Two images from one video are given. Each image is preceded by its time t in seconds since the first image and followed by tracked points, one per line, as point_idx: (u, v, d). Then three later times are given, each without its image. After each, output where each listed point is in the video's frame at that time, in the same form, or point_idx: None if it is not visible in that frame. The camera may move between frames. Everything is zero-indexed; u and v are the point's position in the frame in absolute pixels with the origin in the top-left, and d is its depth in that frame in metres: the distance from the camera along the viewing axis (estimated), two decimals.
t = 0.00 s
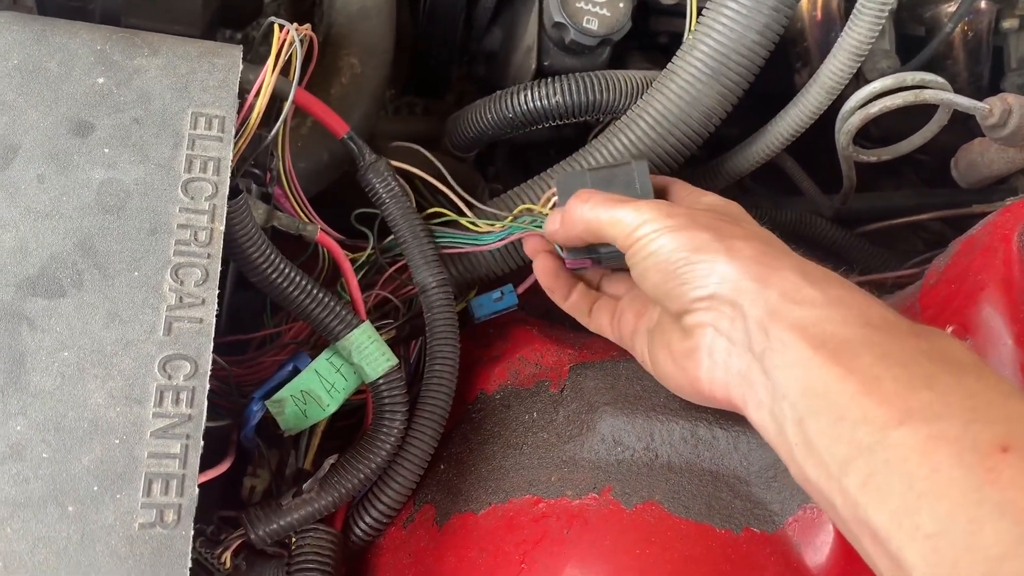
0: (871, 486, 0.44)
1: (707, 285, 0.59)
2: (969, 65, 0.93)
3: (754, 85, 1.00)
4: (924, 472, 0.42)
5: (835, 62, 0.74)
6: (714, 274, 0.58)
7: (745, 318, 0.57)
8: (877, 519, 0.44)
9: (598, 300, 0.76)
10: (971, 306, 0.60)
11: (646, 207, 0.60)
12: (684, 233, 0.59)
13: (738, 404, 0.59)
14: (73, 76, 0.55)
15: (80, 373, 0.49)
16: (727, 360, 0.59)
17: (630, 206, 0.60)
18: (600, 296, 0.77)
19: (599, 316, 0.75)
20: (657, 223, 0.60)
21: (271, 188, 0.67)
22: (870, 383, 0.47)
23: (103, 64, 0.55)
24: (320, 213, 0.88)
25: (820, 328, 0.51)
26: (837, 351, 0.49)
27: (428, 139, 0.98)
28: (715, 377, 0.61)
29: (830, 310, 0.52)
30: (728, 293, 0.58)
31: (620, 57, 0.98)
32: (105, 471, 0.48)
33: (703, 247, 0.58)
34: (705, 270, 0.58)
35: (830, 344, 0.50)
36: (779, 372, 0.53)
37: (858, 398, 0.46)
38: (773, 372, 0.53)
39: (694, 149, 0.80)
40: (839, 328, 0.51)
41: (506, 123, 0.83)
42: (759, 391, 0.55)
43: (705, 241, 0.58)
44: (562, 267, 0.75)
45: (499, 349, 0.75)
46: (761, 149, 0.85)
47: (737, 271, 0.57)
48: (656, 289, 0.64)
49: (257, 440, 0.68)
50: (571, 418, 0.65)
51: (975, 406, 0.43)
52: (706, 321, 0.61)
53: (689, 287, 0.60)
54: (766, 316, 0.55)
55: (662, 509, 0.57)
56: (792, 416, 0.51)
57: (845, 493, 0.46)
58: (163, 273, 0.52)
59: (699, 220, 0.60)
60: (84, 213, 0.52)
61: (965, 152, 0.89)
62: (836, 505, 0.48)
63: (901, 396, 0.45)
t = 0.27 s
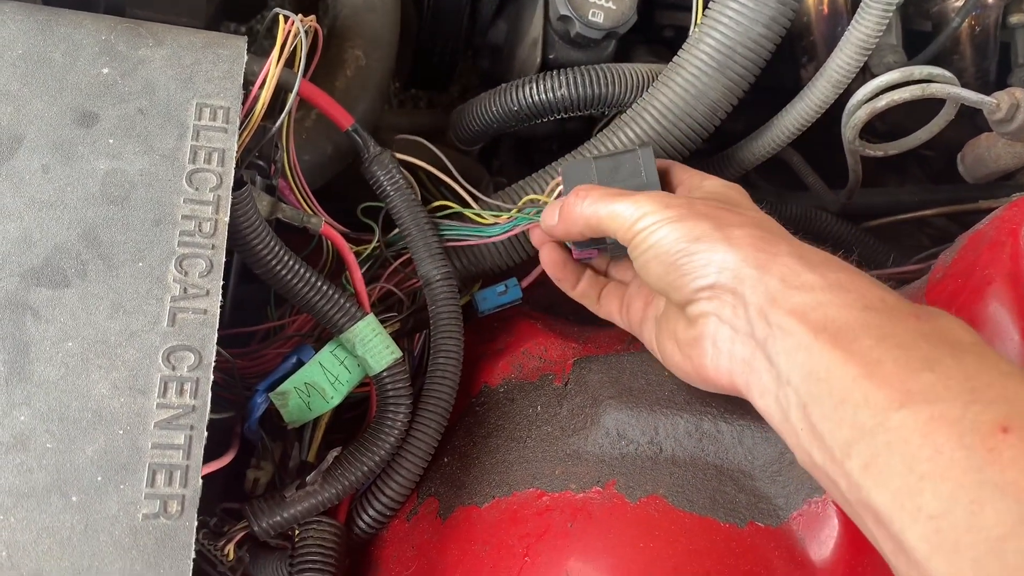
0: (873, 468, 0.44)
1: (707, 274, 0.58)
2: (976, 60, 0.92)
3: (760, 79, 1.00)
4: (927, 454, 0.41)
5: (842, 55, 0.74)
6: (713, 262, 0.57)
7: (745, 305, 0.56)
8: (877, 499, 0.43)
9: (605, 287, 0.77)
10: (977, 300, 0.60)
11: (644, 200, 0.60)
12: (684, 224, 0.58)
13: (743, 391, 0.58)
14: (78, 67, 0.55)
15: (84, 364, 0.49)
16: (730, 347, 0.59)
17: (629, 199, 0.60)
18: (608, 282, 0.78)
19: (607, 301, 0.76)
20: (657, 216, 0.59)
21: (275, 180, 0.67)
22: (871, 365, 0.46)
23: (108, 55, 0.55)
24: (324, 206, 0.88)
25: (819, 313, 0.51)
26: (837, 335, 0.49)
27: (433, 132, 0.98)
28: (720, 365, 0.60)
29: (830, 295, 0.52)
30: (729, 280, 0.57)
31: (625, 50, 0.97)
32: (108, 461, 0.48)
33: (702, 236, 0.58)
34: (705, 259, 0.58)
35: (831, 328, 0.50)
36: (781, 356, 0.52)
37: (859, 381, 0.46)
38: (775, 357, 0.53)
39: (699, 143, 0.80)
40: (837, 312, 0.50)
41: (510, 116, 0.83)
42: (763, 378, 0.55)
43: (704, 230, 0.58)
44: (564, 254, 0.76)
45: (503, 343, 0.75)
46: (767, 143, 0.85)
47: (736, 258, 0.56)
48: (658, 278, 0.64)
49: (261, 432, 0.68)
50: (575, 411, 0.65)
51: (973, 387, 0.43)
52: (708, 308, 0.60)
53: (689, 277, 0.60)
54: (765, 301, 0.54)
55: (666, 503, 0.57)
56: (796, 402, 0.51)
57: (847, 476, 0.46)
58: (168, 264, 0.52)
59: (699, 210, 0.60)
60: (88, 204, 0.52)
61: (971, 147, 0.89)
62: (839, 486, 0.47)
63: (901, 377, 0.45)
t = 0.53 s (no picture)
0: (874, 464, 0.44)
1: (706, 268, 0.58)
2: (976, 59, 0.92)
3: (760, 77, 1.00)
4: (924, 450, 0.42)
5: (841, 54, 0.74)
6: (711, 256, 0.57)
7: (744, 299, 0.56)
8: (878, 495, 0.44)
9: (607, 280, 0.78)
10: (974, 298, 0.60)
11: (643, 196, 0.60)
12: (682, 219, 0.58)
13: (746, 386, 0.59)
14: (79, 61, 0.55)
15: (83, 356, 0.49)
16: (733, 343, 0.59)
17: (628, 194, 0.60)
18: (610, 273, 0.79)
19: (609, 293, 0.78)
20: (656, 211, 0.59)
21: (275, 176, 0.67)
22: (871, 360, 0.46)
23: (109, 49, 0.55)
24: (323, 202, 0.88)
25: (817, 307, 0.51)
26: (835, 330, 0.49)
27: (433, 129, 0.98)
28: (723, 360, 0.61)
29: (824, 288, 0.51)
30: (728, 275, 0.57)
31: (626, 48, 0.97)
32: (107, 454, 0.48)
33: (700, 232, 0.58)
34: (703, 253, 0.58)
35: (828, 323, 0.50)
36: (781, 351, 0.52)
37: (858, 377, 0.46)
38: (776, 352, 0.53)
39: (698, 140, 0.80)
40: (833, 307, 0.50)
41: (510, 113, 0.83)
42: (765, 372, 0.56)
43: (701, 225, 0.58)
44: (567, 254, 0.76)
45: (502, 339, 0.75)
46: (766, 141, 0.85)
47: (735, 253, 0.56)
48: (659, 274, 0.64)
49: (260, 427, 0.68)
50: (573, 407, 0.66)
51: (971, 379, 0.43)
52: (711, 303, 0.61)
53: (688, 272, 0.60)
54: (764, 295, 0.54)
55: (663, 499, 0.57)
56: (797, 397, 0.51)
57: (849, 471, 0.46)
58: (167, 258, 0.52)
59: (696, 204, 0.59)
60: (88, 197, 0.52)
61: (971, 146, 0.89)
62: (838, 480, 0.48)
63: (899, 372, 0.45)
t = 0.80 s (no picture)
0: (914, 481, 0.44)
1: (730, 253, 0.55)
2: (978, 63, 0.93)
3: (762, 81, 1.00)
4: (967, 473, 0.41)
5: (844, 58, 0.74)
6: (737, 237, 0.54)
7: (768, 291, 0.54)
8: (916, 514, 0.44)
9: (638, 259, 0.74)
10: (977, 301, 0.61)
11: (677, 155, 0.57)
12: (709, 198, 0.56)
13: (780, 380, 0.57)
14: (89, 62, 0.55)
15: (93, 356, 0.50)
16: (766, 339, 0.57)
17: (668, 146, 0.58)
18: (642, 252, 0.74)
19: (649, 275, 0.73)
20: (685, 180, 0.57)
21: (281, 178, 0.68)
22: (907, 369, 0.45)
23: (118, 51, 0.56)
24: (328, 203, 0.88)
25: (848, 299, 0.48)
26: (867, 332, 0.47)
27: (437, 131, 0.98)
28: (757, 355, 0.59)
29: (853, 281, 0.49)
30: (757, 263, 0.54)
31: (630, 51, 0.98)
32: (117, 453, 0.49)
33: (725, 212, 0.55)
34: (727, 234, 0.55)
35: (860, 323, 0.47)
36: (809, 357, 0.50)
37: (895, 388, 0.45)
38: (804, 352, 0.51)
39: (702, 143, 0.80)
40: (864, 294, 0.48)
41: (515, 115, 0.84)
42: (800, 371, 0.53)
43: (727, 204, 0.55)
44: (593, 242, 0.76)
45: (506, 340, 0.76)
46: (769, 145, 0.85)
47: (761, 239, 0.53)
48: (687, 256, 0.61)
49: (265, 427, 0.69)
50: (577, 408, 0.66)
51: (1013, 398, 0.42)
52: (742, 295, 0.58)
53: (711, 252, 0.57)
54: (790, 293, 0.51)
55: (668, 500, 0.58)
56: (831, 404, 0.49)
57: (885, 484, 0.46)
58: (176, 258, 0.53)
59: (726, 180, 0.56)
60: (98, 198, 0.53)
61: (973, 150, 0.90)
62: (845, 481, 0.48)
63: (936, 387, 0.43)
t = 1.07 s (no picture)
0: (972, 491, 0.44)
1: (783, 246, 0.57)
2: (979, 70, 0.94)
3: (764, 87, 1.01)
4: None
5: (848, 65, 0.76)
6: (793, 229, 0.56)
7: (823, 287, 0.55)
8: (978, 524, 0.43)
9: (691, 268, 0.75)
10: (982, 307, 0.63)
11: (737, 149, 0.59)
12: (764, 193, 0.57)
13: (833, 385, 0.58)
14: (102, 67, 0.56)
15: (106, 357, 0.50)
16: (817, 342, 0.58)
17: (731, 138, 0.60)
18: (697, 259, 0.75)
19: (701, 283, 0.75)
20: (744, 170, 0.58)
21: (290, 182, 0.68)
22: (964, 374, 0.45)
23: (131, 55, 0.57)
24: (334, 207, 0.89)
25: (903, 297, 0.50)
26: (923, 336, 0.48)
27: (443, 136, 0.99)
28: (808, 356, 0.60)
29: (909, 282, 0.50)
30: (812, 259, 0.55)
31: (634, 57, 0.99)
32: (129, 453, 0.49)
33: (780, 206, 0.56)
34: (783, 227, 0.56)
35: (916, 325, 0.48)
36: (863, 357, 0.52)
37: (951, 392, 0.45)
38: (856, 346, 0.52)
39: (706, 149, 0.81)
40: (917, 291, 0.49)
41: (520, 120, 0.84)
42: (851, 373, 0.55)
43: (783, 199, 0.56)
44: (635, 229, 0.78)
45: (511, 343, 0.76)
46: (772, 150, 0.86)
47: (817, 236, 0.55)
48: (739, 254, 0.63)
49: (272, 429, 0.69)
50: (583, 411, 0.66)
51: None
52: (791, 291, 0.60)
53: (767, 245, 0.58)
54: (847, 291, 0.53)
55: (673, 502, 0.58)
56: (883, 408, 0.50)
57: (943, 491, 0.46)
58: (188, 261, 0.53)
59: (782, 176, 0.58)
60: (110, 201, 0.53)
61: (974, 156, 0.91)
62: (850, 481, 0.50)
63: (995, 391, 0.44)
